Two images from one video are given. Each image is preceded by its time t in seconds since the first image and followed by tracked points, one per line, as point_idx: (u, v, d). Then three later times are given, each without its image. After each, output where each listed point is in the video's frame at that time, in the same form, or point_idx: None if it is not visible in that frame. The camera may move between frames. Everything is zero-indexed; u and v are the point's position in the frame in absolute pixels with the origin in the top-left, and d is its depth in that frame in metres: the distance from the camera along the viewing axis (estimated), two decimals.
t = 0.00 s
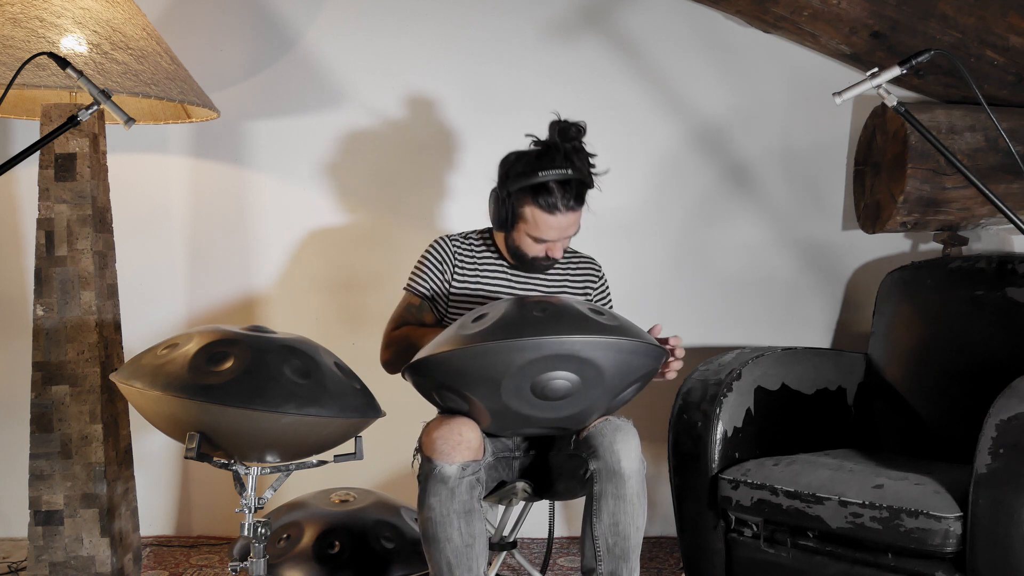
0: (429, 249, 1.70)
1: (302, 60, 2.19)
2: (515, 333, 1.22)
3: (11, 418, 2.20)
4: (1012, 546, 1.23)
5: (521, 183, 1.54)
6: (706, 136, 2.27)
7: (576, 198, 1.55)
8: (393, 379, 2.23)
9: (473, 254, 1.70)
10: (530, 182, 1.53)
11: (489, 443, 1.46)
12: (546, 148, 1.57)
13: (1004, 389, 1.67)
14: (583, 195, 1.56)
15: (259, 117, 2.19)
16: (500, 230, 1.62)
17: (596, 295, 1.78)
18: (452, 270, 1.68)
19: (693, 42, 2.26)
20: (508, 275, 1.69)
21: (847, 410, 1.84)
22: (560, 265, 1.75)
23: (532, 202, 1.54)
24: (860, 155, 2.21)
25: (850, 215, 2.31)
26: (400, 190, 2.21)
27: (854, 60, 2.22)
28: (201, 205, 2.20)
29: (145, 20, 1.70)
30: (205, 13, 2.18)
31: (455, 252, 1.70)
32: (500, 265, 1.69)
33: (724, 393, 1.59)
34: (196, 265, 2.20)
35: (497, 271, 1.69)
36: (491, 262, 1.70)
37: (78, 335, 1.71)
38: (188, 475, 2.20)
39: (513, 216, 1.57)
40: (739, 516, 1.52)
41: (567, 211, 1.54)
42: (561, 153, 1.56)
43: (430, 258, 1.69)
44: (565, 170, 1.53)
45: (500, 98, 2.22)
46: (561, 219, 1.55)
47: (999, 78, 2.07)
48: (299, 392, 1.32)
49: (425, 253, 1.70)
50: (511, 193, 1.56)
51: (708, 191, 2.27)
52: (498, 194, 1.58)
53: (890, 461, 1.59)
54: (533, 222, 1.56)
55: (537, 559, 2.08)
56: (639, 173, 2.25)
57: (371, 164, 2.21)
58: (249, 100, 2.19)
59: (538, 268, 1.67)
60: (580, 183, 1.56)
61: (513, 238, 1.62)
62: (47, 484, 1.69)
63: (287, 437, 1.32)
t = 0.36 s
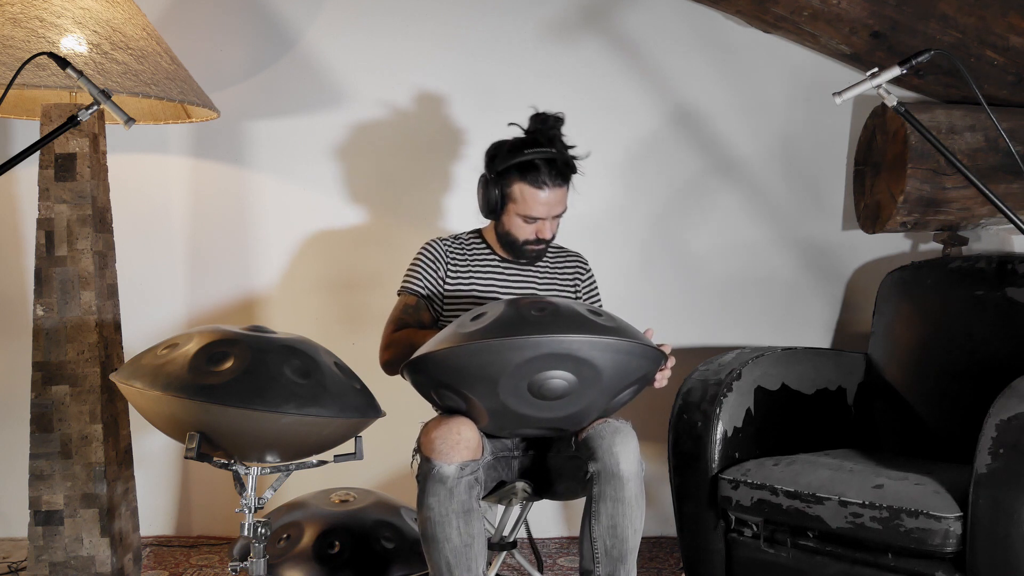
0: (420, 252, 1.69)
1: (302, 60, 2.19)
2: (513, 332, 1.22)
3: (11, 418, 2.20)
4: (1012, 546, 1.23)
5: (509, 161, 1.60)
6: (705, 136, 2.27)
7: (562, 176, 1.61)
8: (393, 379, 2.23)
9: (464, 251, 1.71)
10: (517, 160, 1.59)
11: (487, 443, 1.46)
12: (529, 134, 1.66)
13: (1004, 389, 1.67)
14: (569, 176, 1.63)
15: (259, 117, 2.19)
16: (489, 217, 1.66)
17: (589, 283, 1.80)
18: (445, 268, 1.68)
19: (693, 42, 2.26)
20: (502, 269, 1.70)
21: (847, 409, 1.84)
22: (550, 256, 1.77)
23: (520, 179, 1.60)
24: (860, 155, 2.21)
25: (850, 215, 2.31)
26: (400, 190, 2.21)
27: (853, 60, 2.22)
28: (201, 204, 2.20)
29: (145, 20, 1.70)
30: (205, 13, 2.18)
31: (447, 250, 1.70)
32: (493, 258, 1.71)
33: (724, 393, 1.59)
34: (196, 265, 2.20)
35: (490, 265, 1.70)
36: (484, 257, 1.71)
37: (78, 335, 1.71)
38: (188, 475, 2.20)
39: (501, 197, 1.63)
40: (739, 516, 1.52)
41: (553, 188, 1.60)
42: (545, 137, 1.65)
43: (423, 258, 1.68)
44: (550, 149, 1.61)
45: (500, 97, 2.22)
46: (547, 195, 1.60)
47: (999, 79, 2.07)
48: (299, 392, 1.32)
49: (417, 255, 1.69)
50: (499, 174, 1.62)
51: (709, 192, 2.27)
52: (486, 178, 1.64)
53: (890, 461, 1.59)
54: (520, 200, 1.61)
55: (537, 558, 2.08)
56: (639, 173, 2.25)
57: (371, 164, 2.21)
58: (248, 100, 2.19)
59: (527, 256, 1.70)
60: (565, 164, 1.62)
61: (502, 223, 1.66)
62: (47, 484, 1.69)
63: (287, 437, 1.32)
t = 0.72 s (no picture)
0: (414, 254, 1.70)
1: (302, 60, 2.19)
2: (509, 327, 1.22)
3: (11, 418, 2.20)
4: (1012, 546, 1.23)
5: (500, 166, 1.60)
6: (705, 137, 2.27)
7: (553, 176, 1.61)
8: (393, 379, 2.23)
9: (457, 253, 1.71)
10: (508, 165, 1.59)
11: (486, 442, 1.46)
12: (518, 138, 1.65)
13: (1004, 389, 1.67)
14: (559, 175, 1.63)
15: (259, 117, 2.19)
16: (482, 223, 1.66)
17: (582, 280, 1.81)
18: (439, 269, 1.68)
19: (693, 42, 2.26)
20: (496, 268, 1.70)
21: (847, 409, 1.84)
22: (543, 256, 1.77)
23: (512, 183, 1.60)
24: (859, 155, 2.21)
25: (850, 214, 2.31)
26: (400, 190, 2.21)
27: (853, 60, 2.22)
28: (201, 204, 2.20)
29: (145, 20, 1.70)
30: (205, 13, 2.18)
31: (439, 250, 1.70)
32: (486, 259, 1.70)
33: (724, 393, 1.59)
34: (196, 265, 2.20)
35: (483, 265, 1.70)
36: (477, 258, 1.71)
37: (78, 335, 1.71)
38: (188, 475, 2.20)
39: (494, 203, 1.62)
40: (739, 516, 1.53)
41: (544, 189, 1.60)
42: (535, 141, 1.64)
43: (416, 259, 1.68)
44: (540, 153, 1.61)
45: (500, 97, 2.22)
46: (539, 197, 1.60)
47: (999, 79, 2.07)
48: (299, 392, 1.32)
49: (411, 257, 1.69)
50: (490, 179, 1.61)
51: (708, 191, 2.27)
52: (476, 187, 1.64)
53: (890, 461, 1.59)
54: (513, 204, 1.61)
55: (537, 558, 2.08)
56: (638, 173, 2.25)
57: (371, 164, 2.21)
58: (248, 100, 2.19)
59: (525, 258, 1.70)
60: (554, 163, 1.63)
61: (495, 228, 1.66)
62: (47, 485, 1.69)
63: (287, 437, 1.32)
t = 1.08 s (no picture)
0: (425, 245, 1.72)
1: (302, 60, 2.19)
2: (510, 337, 1.22)
3: (11, 418, 2.20)
4: (1012, 545, 1.23)
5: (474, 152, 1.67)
6: (705, 137, 2.27)
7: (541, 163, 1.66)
8: (393, 379, 2.23)
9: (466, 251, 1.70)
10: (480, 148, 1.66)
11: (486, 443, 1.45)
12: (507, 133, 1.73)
13: (1004, 389, 1.67)
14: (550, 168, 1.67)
15: (259, 117, 2.19)
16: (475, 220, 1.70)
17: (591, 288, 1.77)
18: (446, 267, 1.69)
19: (693, 43, 2.27)
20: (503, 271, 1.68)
21: (847, 409, 1.83)
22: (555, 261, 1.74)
23: (487, 166, 1.65)
24: (860, 155, 2.21)
25: (850, 215, 2.31)
26: (400, 189, 2.21)
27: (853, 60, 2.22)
28: (201, 204, 2.20)
29: (145, 20, 1.70)
30: (205, 14, 2.18)
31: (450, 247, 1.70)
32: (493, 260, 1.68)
33: (724, 393, 1.59)
34: (196, 264, 2.20)
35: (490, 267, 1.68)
36: (483, 256, 1.69)
37: (78, 335, 1.71)
38: (188, 475, 2.20)
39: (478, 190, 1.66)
40: (739, 516, 1.52)
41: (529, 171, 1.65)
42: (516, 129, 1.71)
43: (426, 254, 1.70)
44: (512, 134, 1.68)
45: (499, 97, 2.22)
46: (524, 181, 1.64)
47: (999, 79, 2.07)
48: (299, 392, 1.32)
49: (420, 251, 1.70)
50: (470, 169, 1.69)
51: (709, 192, 2.27)
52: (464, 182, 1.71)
53: (890, 461, 1.59)
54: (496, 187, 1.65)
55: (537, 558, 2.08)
56: (639, 173, 2.25)
57: (371, 163, 2.21)
58: (248, 100, 2.19)
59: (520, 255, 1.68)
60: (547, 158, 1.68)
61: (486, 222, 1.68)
62: (47, 484, 1.69)
63: (287, 437, 1.32)
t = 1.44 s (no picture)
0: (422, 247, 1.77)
1: (302, 60, 2.19)
2: (514, 334, 1.22)
3: (11, 418, 2.20)
4: (1012, 546, 1.23)
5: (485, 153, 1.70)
6: (705, 137, 2.27)
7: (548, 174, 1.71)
8: (393, 379, 2.23)
9: (468, 249, 1.73)
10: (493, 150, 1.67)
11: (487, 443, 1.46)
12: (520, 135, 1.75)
13: (1004, 388, 1.67)
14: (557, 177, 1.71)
15: (259, 117, 2.19)
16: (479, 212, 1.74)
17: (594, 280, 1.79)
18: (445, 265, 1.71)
19: (693, 43, 2.27)
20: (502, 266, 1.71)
21: (847, 409, 1.83)
22: (554, 256, 1.77)
23: (495, 168, 1.68)
24: (860, 155, 2.21)
25: (851, 214, 2.31)
26: (400, 189, 2.21)
27: (853, 60, 2.22)
28: (201, 204, 2.20)
29: (145, 20, 1.70)
30: (205, 14, 2.18)
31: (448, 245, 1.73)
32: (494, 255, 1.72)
33: (724, 393, 1.59)
34: (195, 264, 2.20)
35: (490, 262, 1.71)
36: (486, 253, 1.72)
37: (78, 335, 1.71)
38: (188, 475, 2.20)
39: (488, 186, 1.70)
40: (739, 516, 1.52)
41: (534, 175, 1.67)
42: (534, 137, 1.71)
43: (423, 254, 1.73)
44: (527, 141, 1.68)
45: (499, 97, 2.22)
46: (531, 184, 1.68)
47: (999, 78, 2.07)
48: (299, 392, 1.32)
49: (421, 251, 1.74)
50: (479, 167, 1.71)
51: (709, 192, 2.28)
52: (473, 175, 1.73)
53: (890, 461, 1.59)
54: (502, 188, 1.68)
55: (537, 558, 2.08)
56: (639, 173, 2.25)
57: (371, 164, 2.21)
58: (248, 100, 2.19)
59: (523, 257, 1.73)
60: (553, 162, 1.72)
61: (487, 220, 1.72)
62: (47, 485, 1.69)
63: (288, 437, 1.32)
